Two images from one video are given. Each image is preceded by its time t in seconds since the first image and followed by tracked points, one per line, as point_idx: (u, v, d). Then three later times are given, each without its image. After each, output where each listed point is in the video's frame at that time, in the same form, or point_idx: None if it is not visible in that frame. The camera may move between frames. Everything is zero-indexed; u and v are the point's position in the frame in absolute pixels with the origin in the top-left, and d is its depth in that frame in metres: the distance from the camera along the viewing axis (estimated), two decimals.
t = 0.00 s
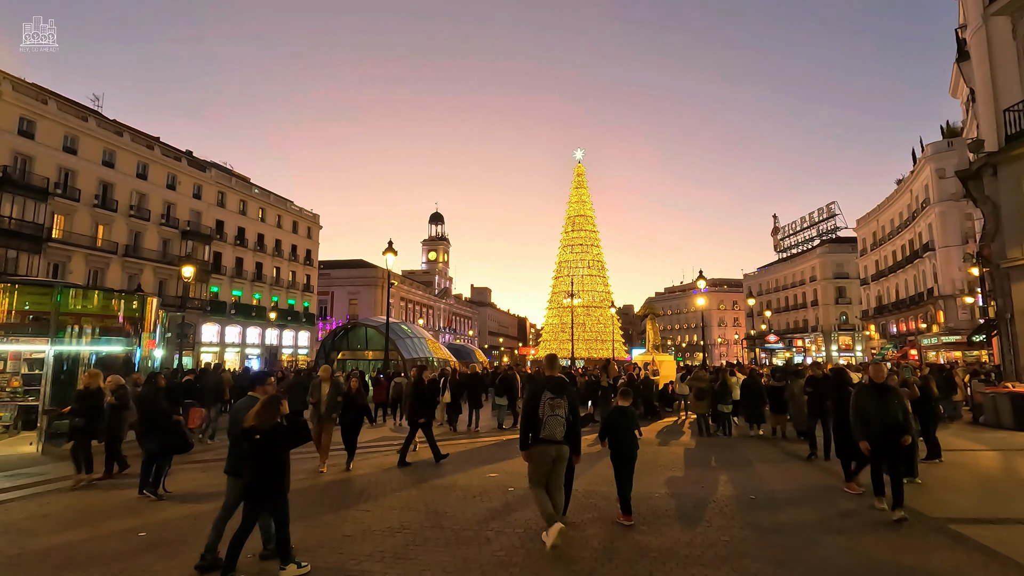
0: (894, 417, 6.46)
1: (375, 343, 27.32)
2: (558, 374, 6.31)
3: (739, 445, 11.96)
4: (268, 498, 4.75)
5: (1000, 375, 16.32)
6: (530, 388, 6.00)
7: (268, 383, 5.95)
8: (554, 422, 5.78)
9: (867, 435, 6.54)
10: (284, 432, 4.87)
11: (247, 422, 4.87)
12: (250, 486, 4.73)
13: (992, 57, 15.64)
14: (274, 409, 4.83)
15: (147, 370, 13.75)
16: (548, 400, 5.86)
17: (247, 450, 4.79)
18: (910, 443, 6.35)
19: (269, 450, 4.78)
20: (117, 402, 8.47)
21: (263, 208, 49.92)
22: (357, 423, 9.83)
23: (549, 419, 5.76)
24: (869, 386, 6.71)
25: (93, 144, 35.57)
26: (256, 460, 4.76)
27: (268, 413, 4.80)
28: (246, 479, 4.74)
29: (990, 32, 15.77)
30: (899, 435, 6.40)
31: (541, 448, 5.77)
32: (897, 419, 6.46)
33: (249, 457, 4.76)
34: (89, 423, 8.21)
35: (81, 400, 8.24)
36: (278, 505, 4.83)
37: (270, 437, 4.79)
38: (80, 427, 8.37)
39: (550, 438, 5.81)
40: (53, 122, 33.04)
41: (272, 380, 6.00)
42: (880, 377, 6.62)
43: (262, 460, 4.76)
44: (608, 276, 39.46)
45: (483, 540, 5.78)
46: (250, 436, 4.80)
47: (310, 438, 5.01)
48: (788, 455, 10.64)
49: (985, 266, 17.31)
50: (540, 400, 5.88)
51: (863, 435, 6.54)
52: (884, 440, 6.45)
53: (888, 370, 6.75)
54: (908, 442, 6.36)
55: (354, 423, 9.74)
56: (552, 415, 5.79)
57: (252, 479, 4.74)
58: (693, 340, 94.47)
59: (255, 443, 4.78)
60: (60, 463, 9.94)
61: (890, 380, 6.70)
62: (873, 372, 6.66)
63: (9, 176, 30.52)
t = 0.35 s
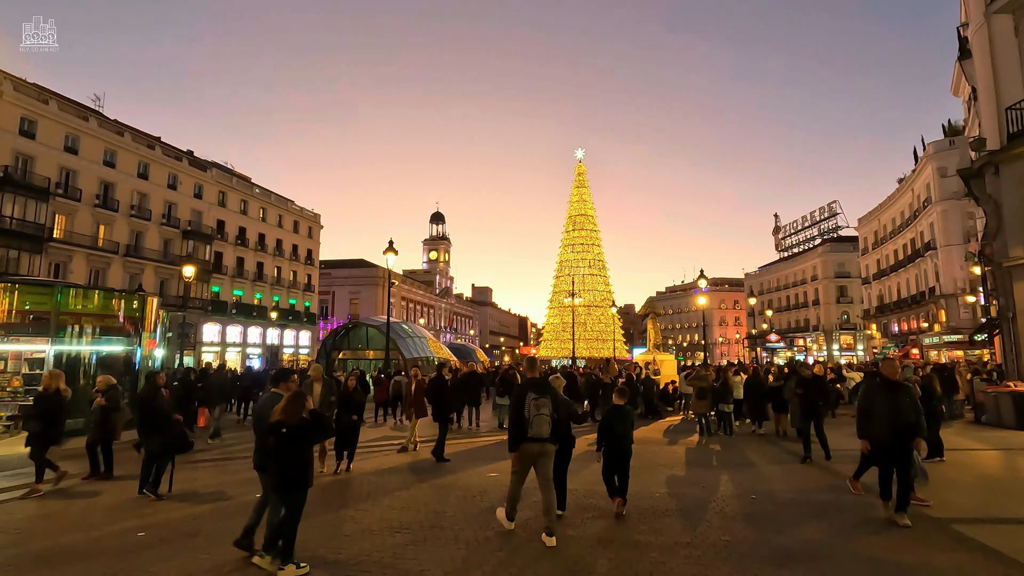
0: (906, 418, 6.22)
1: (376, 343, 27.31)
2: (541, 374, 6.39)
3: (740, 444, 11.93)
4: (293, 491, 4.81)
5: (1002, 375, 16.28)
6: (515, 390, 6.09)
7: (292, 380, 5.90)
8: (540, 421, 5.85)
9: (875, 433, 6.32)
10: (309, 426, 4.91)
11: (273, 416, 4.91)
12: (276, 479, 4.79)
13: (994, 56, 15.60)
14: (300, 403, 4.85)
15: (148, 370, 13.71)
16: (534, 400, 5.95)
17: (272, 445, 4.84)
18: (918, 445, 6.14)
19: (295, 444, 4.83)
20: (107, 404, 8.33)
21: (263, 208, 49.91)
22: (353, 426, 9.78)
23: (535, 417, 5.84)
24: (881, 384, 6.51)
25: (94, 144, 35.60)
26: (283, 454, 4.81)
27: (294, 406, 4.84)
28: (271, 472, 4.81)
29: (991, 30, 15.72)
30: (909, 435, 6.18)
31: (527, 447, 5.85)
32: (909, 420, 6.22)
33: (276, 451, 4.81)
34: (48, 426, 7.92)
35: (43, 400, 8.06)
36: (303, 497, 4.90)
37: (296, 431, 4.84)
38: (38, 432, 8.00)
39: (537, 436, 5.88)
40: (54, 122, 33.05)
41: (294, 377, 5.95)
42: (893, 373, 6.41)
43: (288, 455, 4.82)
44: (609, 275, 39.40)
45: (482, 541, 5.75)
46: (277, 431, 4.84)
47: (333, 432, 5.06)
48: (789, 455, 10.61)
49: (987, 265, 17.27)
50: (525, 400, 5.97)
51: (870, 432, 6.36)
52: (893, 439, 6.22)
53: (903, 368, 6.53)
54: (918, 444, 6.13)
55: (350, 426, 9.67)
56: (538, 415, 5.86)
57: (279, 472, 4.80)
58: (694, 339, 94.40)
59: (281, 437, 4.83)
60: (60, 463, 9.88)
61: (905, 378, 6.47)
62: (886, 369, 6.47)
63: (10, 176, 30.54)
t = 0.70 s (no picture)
0: (910, 425, 5.69)
1: (376, 342, 27.30)
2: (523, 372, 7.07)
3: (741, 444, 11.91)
4: (314, 487, 5.00)
5: (1003, 375, 16.26)
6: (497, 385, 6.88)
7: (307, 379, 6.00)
8: (518, 414, 6.50)
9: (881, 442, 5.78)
10: (328, 425, 5.11)
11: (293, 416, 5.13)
12: (298, 475, 4.99)
13: (995, 55, 15.57)
14: (319, 403, 5.07)
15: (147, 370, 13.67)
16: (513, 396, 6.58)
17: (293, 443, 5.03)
18: (927, 456, 5.55)
19: (316, 441, 5.02)
20: (94, 405, 8.24)
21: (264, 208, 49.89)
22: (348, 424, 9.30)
23: (514, 411, 6.48)
24: (885, 390, 5.97)
25: (94, 143, 35.61)
26: (303, 452, 5.01)
27: (313, 407, 5.06)
28: (293, 469, 5.01)
29: (993, 29, 15.68)
30: (915, 445, 5.63)
31: (505, 437, 6.48)
32: (915, 427, 5.68)
33: (297, 449, 5.00)
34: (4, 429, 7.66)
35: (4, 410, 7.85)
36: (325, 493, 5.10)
37: (316, 430, 5.05)
38: None
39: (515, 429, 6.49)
40: (54, 122, 33.03)
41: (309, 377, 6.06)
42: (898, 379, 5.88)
43: (309, 452, 5.01)
44: (610, 274, 39.39)
45: (482, 540, 5.73)
46: (298, 429, 5.07)
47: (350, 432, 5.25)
48: (790, 454, 10.59)
49: (988, 263, 17.23)
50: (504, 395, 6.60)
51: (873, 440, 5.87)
52: (898, 450, 5.66)
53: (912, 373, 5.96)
54: (926, 454, 5.55)
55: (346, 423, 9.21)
56: (517, 409, 6.51)
57: (300, 469, 4.99)
58: (695, 339, 94.37)
59: (302, 435, 5.03)
60: (61, 463, 9.84)
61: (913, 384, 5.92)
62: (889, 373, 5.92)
63: (11, 176, 30.57)
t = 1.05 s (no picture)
0: (920, 426, 5.48)
1: (376, 342, 27.29)
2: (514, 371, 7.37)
3: (741, 443, 11.88)
4: (336, 479, 5.19)
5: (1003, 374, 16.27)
6: (491, 385, 7.25)
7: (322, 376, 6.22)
8: (509, 414, 6.79)
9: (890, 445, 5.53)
10: (347, 421, 5.27)
11: (313, 412, 5.30)
12: (318, 470, 5.14)
13: (996, 54, 15.55)
14: (338, 400, 5.24)
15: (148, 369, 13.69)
16: (504, 397, 6.90)
17: (313, 438, 5.19)
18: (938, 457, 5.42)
19: (335, 436, 5.17)
20: (76, 404, 8.12)
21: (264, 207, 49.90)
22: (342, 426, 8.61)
23: (504, 410, 6.78)
24: (889, 389, 5.71)
25: (94, 143, 35.61)
26: (323, 447, 5.16)
27: (332, 403, 5.22)
28: (313, 464, 5.16)
29: (993, 28, 15.66)
30: (924, 445, 5.46)
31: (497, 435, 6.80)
32: (922, 427, 5.48)
33: (317, 444, 5.17)
34: None
35: None
36: (343, 486, 5.26)
37: (335, 425, 5.21)
38: None
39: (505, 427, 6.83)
40: (54, 122, 33.02)
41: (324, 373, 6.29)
42: (905, 377, 5.62)
43: (328, 447, 5.17)
44: (609, 274, 39.37)
45: (482, 540, 5.73)
46: (317, 424, 5.22)
47: (367, 427, 5.42)
48: (789, 454, 10.57)
49: (988, 263, 17.23)
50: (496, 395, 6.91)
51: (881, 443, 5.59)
52: (908, 452, 5.47)
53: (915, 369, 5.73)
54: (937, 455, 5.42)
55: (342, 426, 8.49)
56: (507, 409, 6.80)
57: (320, 463, 5.14)
58: (695, 338, 94.35)
59: (322, 430, 5.19)
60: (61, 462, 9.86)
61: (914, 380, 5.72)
62: (896, 370, 5.66)
63: (11, 175, 30.57)
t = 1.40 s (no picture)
0: (934, 435, 5.05)
1: (376, 341, 27.27)
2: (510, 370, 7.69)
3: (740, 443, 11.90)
4: (352, 479, 5.32)
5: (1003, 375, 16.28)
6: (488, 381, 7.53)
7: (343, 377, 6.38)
8: (503, 407, 7.12)
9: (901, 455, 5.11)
10: (365, 420, 5.41)
11: (332, 410, 5.44)
12: (336, 468, 5.27)
13: (995, 54, 15.56)
14: (358, 399, 5.40)
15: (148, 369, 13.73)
16: (499, 392, 7.23)
17: (332, 436, 5.34)
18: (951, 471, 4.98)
19: (354, 434, 5.32)
20: (65, 403, 8.04)
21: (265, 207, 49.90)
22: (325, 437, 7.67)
23: (499, 404, 7.09)
24: (902, 392, 5.31)
25: (94, 143, 35.61)
26: (341, 445, 5.31)
27: (351, 402, 5.38)
28: (331, 461, 5.29)
29: (993, 29, 15.68)
30: (939, 457, 5.02)
31: (493, 429, 7.16)
32: (934, 436, 5.06)
33: (335, 442, 5.31)
34: None
35: None
36: (359, 484, 5.40)
37: (353, 425, 5.35)
38: None
39: (501, 421, 7.19)
40: (54, 121, 33.02)
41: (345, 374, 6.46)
42: (919, 381, 5.23)
43: (346, 445, 5.31)
44: (609, 274, 39.39)
45: (480, 540, 5.73)
46: (337, 423, 5.36)
47: (383, 428, 5.59)
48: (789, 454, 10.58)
49: (988, 263, 17.23)
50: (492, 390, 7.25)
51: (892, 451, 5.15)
52: (916, 461, 5.05)
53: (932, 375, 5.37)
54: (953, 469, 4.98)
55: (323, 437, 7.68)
56: (502, 402, 7.14)
57: (338, 461, 5.29)
58: (695, 338, 94.37)
59: (340, 429, 5.33)
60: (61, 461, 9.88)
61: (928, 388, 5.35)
62: (910, 372, 5.24)
63: (11, 175, 30.54)
